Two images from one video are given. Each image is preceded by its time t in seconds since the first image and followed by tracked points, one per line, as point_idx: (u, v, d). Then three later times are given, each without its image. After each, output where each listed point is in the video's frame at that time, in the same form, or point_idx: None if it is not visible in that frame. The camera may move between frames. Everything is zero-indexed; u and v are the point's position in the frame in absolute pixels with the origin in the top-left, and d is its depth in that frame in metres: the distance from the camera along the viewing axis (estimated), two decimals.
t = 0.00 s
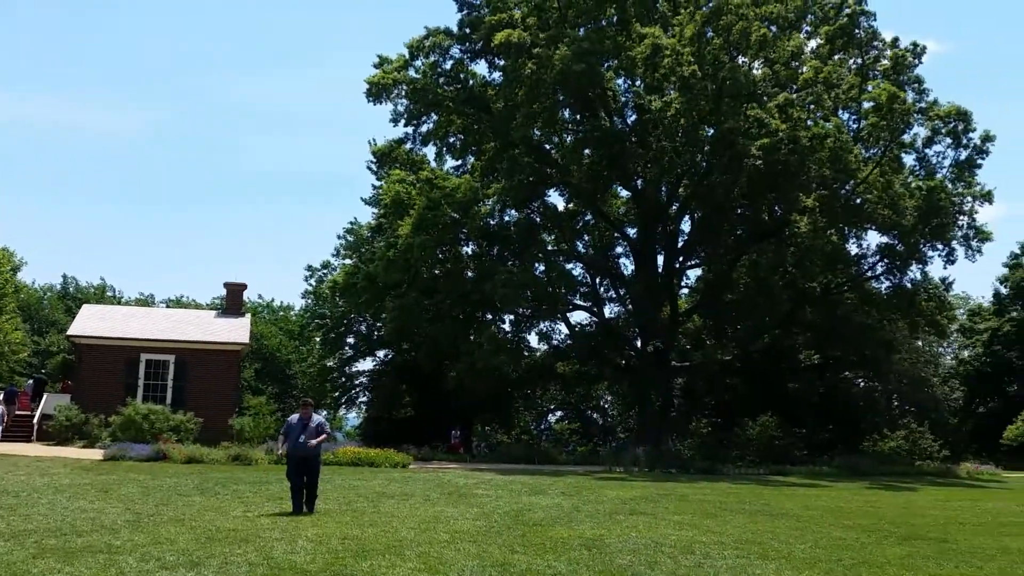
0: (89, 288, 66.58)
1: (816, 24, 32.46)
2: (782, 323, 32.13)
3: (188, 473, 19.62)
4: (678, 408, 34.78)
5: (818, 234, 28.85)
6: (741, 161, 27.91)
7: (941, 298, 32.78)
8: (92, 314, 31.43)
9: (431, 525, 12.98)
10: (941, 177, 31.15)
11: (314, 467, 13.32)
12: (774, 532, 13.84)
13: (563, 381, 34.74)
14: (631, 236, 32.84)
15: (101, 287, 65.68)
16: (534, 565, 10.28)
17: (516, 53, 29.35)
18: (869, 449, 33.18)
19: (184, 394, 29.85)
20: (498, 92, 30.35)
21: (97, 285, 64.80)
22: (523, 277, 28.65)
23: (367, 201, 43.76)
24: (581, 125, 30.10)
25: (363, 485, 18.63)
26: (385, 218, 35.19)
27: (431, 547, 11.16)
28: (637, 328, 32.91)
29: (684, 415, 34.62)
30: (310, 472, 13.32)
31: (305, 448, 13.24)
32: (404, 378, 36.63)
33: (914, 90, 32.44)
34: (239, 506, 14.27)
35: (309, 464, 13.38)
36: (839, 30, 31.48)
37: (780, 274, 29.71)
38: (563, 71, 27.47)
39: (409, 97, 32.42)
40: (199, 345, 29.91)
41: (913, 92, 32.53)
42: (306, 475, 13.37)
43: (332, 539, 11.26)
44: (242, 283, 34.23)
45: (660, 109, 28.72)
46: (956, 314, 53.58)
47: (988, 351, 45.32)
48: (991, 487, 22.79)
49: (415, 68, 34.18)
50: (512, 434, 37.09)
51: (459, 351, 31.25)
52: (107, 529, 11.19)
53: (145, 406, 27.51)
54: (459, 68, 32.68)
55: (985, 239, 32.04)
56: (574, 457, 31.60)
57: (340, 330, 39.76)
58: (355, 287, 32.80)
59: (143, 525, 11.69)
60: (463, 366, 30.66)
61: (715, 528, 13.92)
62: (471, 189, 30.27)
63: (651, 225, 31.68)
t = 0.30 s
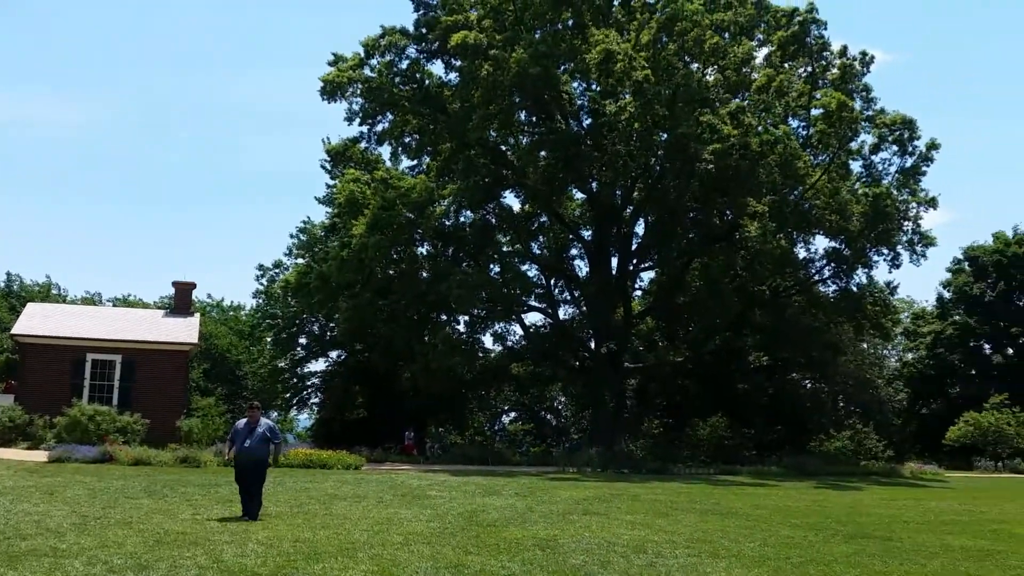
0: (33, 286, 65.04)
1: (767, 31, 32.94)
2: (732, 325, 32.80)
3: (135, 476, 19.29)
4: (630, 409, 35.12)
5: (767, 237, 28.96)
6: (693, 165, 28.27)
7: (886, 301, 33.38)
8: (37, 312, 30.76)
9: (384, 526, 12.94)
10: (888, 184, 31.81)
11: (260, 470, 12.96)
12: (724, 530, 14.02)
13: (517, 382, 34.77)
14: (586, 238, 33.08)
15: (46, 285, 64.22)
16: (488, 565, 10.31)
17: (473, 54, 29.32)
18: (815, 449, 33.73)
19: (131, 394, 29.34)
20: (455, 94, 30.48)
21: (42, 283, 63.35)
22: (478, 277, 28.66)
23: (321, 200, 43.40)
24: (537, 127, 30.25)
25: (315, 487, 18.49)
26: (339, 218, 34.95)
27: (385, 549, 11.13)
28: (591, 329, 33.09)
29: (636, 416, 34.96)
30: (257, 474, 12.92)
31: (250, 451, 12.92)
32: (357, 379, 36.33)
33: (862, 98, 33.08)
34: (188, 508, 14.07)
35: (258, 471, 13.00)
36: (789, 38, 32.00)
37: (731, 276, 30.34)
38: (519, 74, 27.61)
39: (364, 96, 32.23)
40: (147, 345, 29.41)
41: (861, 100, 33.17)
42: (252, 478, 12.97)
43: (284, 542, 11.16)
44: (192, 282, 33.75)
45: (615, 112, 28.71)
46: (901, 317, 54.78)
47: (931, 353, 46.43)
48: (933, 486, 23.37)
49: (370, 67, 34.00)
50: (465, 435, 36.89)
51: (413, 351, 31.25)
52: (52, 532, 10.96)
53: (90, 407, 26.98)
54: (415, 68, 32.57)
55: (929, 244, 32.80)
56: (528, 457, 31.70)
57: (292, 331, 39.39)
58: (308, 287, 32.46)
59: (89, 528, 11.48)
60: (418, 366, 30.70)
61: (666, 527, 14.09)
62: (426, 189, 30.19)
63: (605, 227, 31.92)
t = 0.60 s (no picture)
0: None
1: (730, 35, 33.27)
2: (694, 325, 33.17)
3: (92, 476, 18.96)
4: (594, 408, 35.26)
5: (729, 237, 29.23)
6: (657, 166, 28.42)
7: (844, 302, 33.75)
8: None
9: (347, 526, 12.88)
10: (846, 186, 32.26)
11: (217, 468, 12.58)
12: (686, 528, 14.15)
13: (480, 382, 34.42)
14: (550, 238, 33.14)
15: None
16: (451, 565, 10.30)
17: (438, 52, 29.26)
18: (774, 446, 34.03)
19: (89, 393, 28.86)
20: (420, 92, 30.39)
21: None
22: (443, 276, 28.61)
23: (284, 198, 43.04)
24: (503, 126, 30.18)
25: (277, 487, 18.31)
26: (302, 215, 34.68)
27: (347, 549, 11.07)
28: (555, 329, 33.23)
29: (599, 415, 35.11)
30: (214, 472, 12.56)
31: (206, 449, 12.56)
32: (320, 378, 36.07)
33: (822, 101, 33.57)
34: (148, 509, 13.87)
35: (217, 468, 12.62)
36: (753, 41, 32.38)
37: (694, 276, 30.75)
38: (484, 73, 27.59)
39: (328, 93, 32.02)
40: (105, 343, 28.95)
41: (821, 104, 33.63)
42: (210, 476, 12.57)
43: (245, 543, 11.05)
44: (151, 279, 33.28)
45: (580, 113, 28.89)
46: (859, 317, 55.63)
47: (888, 353, 47.23)
48: (889, 484, 23.77)
49: (334, 63, 33.77)
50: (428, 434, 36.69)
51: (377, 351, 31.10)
52: (7, 534, 10.75)
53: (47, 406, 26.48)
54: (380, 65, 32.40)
55: (886, 246, 33.33)
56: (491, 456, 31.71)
57: (253, 329, 38.99)
58: (269, 285, 32.14)
59: (45, 529, 11.27)
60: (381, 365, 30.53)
61: (629, 526, 14.17)
62: (391, 188, 30.02)
63: (570, 226, 32.01)
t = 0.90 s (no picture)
0: None
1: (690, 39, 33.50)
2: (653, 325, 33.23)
3: (41, 478, 18.57)
4: (554, 408, 35.40)
5: (687, 239, 29.45)
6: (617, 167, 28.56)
7: (799, 303, 34.36)
8: None
9: (303, 528, 12.77)
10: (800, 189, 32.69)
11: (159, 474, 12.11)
12: (643, 527, 14.23)
13: (441, 381, 34.49)
14: (512, 238, 33.18)
15: None
16: (409, 566, 10.27)
17: (399, 51, 29.13)
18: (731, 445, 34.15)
19: (40, 393, 28.28)
20: (381, 90, 30.22)
21: None
22: (403, 275, 28.51)
23: (241, 196, 42.58)
24: (464, 125, 30.27)
25: (232, 489, 18.10)
26: (259, 213, 34.34)
27: (304, 551, 10.99)
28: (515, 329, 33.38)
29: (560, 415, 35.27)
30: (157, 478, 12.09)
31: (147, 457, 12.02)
32: (278, 378, 35.71)
33: (779, 106, 33.94)
34: (100, 510, 13.62)
35: (158, 473, 12.15)
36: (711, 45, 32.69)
37: (654, 276, 31.09)
38: (443, 73, 27.55)
39: (286, 90, 31.74)
40: (56, 342, 28.38)
41: (778, 109, 34.01)
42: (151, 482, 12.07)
43: (200, 545, 10.91)
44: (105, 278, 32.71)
45: (541, 113, 28.96)
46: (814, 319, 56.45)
47: (841, 353, 47.46)
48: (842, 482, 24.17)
49: (292, 60, 33.47)
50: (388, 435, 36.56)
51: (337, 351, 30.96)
52: None
53: None
54: (339, 63, 32.21)
55: (840, 248, 33.88)
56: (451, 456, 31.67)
57: (209, 328, 38.48)
58: (226, 284, 31.74)
59: None
60: (340, 366, 30.16)
61: (587, 525, 14.23)
62: (350, 186, 29.71)
63: (531, 226, 32.10)
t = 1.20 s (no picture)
0: None
1: (644, 41, 33.71)
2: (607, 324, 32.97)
3: None
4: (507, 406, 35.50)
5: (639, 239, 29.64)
6: (572, 166, 28.66)
7: (748, 304, 34.89)
8: None
9: (251, 528, 12.63)
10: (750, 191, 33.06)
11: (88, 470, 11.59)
12: (593, 524, 14.31)
13: (395, 379, 34.23)
14: (467, 236, 33.14)
15: None
16: (357, 564, 10.20)
17: (353, 46, 28.99)
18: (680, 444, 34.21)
19: None
20: (333, 85, 29.93)
21: None
22: (357, 273, 28.27)
23: (190, 190, 41.91)
24: (419, 123, 30.17)
25: (178, 488, 17.81)
26: (208, 208, 33.86)
27: (251, 551, 10.86)
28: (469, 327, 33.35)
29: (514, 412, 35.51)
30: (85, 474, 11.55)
31: (76, 450, 11.56)
32: (226, 376, 35.10)
33: (730, 109, 34.34)
34: (42, 510, 13.32)
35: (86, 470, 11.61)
36: (665, 47, 32.98)
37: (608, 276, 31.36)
38: (396, 69, 27.39)
39: (238, 83, 31.38)
40: None
41: (730, 112, 34.38)
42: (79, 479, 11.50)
43: (144, 544, 10.74)
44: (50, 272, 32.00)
45: (496, 111, 28.87)
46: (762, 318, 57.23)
47: (787, 352, 48.35)
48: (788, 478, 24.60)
49: (244, 54, 33.05)
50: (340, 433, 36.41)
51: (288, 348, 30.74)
52: None
53: None
54: (292, 57, 31.88)
55: (788, 249, 34.41)
56: (403, 455, 31.57)
57: (156, 325, 37.77)
58: (173, 280, 31.18)
59: None
60: (291, 364, 29.75)
61: (538, 522, 14.29)
62: (303, 182, 29.36)
63: (485, 224, 32.11)
